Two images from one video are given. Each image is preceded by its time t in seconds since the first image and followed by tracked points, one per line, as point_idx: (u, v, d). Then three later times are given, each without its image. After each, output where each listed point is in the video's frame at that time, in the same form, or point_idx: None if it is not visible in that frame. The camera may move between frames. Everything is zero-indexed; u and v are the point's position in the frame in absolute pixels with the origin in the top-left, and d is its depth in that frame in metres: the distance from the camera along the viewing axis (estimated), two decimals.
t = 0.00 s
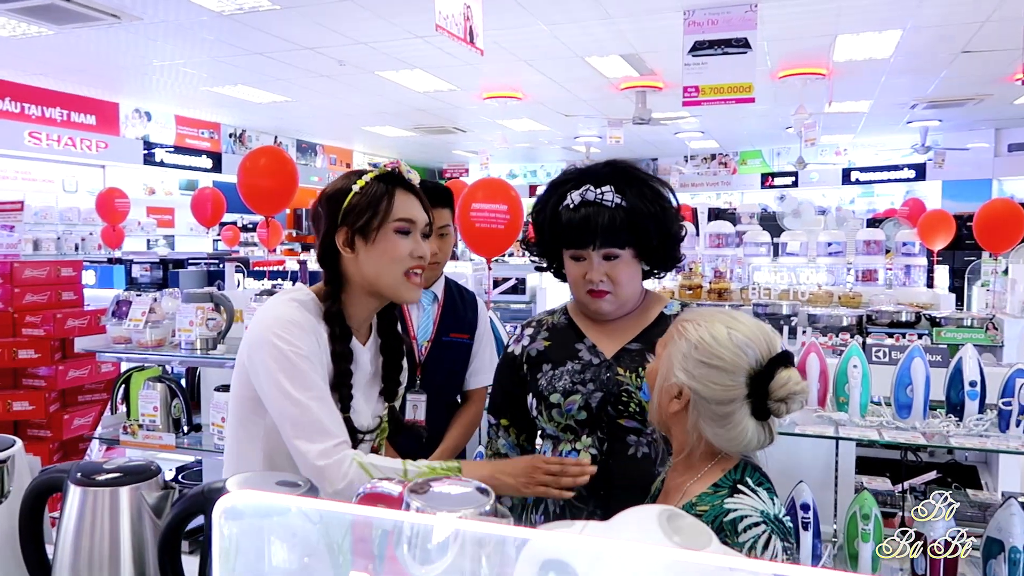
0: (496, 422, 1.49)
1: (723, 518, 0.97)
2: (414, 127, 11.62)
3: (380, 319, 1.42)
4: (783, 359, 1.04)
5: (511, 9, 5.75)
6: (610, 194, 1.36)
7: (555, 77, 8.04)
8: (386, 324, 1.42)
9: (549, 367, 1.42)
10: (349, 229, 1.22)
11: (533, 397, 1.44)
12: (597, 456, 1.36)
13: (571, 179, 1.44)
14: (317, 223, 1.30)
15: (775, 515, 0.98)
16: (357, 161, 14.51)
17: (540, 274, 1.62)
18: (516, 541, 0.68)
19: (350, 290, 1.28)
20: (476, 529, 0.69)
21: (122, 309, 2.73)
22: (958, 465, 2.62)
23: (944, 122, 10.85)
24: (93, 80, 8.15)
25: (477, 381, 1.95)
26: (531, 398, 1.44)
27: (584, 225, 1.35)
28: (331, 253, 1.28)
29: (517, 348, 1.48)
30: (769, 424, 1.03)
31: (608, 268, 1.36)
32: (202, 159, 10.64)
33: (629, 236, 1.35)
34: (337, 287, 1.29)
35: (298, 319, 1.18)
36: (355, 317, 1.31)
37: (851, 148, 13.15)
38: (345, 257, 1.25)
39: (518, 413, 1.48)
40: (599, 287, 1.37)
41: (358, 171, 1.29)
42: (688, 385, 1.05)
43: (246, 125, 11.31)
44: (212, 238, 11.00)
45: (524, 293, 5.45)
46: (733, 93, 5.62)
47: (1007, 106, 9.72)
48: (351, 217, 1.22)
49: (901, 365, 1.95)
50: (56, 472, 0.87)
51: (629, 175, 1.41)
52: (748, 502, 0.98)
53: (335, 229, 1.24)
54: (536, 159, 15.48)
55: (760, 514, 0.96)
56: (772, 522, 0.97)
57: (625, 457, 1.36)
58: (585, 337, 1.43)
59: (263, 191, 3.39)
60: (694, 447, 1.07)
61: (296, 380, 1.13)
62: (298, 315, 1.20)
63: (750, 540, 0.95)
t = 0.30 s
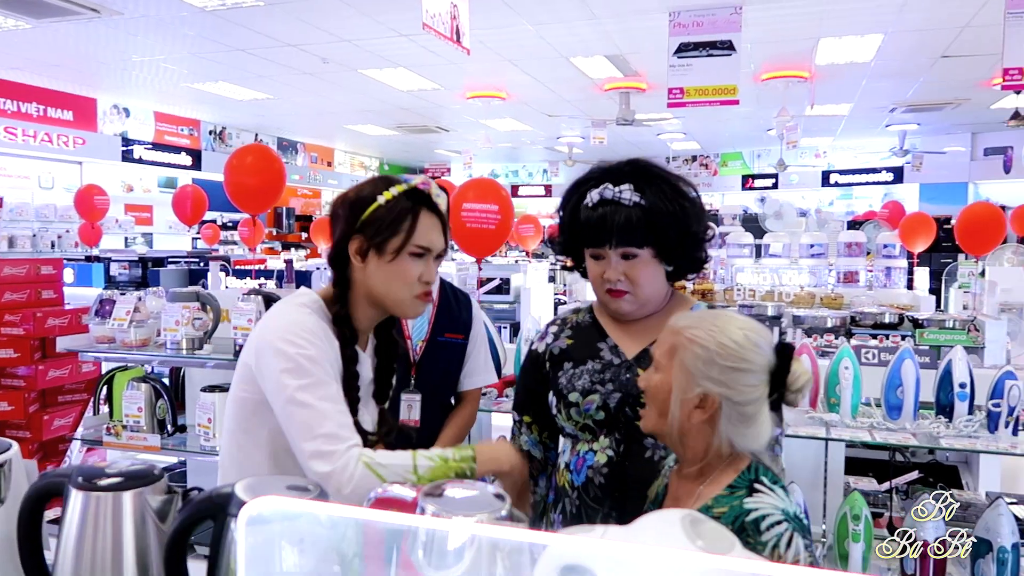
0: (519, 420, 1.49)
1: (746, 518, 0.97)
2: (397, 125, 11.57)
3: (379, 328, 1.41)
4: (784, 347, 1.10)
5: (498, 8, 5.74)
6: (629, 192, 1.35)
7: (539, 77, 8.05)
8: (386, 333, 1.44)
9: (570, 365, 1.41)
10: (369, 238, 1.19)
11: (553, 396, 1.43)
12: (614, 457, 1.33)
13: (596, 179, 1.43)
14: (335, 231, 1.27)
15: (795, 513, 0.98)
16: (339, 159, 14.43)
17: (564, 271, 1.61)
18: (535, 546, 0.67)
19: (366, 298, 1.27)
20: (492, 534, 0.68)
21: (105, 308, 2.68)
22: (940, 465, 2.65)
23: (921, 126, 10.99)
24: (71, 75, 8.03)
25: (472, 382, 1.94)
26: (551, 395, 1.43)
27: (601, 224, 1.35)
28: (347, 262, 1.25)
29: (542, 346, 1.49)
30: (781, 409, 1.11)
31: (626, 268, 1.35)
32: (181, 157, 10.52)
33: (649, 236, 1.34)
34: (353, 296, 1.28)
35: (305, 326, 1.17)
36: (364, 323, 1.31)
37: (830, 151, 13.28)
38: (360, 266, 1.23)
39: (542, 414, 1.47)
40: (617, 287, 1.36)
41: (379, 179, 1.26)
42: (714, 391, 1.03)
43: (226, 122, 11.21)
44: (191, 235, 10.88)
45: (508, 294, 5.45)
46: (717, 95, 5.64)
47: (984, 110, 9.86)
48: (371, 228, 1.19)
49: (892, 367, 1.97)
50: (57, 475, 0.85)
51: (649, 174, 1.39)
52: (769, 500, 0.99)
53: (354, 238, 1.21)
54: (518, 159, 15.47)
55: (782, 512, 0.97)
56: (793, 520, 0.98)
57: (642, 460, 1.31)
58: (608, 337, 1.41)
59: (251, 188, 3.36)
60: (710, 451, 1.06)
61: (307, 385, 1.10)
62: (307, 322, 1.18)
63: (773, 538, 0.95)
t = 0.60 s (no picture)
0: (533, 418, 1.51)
1: (762, 510, 1.00)
2: (375, 125, 11.53)
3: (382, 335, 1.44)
4: (781, 352, 1.14)
5: (479, 9, 5.75)
6: (642, 193, 1.36)
7: (519, 78, 8.06)
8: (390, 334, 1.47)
9: (582, 365, 1.43)
10: (390, 252, 1.18)
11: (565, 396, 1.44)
12: (623, 458, 1.34)
13: (611, 180, 1.44)
14: (358, 235, 1.26)
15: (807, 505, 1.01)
16: (316, 159, 14.33)
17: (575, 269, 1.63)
18: (553, 544, 0.68)
19: (374, 307, 1.26)
20: (510, 531, 0.69)
21: (87, 311, 2.65)
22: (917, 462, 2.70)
23: (894, 128, 11.17)
24: (43, 72, 7.90)
25: (465, 384, 1.94)
26: (564, 395, 1.45)
27: (612, 225, 1.37)
28: (362, 265, 1.25)
29: (555, 345, 1.50)
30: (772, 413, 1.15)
31: (637, 269, 1.37)
32: (156, 155, 10.38)
33: (660, 238, 1.35)
34: (363, 302, 1.28)
35: (305, 325, 1.19)
36: (369, 327, 1.32)
37: (805, 153, 13.44)
38: (373, 273, 1.23)
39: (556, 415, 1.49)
40: (628, 288, 1.38)
41: (415, 194, 1.24)
42: (718, 391, 1.05)
43: (202, 120, 11.08)
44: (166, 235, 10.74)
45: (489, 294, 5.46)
46: (697, 97, 5.69)
47: (954, 114, 10.06)
48: (397, 243, 1.18)
49: (877, 366, 2.00)
50: (65, 480, 0.85)
51: (664, 176, 1.40)
52: (781, 492, 1.02)
53: (376, 247, 1.21)
54: (496, 160, 15.46)
55: (793, 505, 1.00)
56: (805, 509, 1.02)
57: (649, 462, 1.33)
58: (620, 337, 1.43)
59: (234, 188, 3.34)
60: (711, 449, 1.08)
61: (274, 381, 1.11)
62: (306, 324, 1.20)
63: (791, 526, 0.99)
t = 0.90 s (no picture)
0: (524, 418, 1.52)
1: (748, 505, 1.02)
2: (350, 126, 11.46)
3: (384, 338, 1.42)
4: (764, 347, 1.16)
5: (455, 9, 5.75)
6: (632, 193, 1.37)
7: (494, 78, 8.07)
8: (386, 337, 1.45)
9: (574, 365, 1.44)
10: (378, 248, 1.19)
11: (556, 396, 1.45)
12: (615, 458, 1.35)
13: (600, 181, 1.45)
14: (345, 238, 1.27)
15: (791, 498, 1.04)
16: (289, 160, 14.21)
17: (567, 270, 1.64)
18: (549, 540, 0.69)
19: (368, 310, 1.25)
20: (506, 527, 0.69)
21: (60, 314, 2.61)
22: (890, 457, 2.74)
23: (863, 128, 11.36)
24: (9, 71, 7.74)
25: (452, 386, 1.94)
26: (556, 396, 1.46)
27: (603, 225, 1.38)
28: (352, 267, 1.25)
29: (546, 345, 1.51)
30: (759, 406, 1.17)
31: (630, 268, 1.38)
32: (126, 157, 10.23)
33: (650, 237, 1.36)
34: (356, 306, 1.26)
35: (287, 348, 1.17)
36: (363, 334, 1.30)
37: (776, 153, 13.59)
38: (363, 275, 1.22)
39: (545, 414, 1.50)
40: (620, 288, 1.39)
41: (396, 192, 1.26)
42: (704, 388, 1.07)
43: (173, 121, 10.93)
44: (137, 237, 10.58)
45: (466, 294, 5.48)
46: (672, 97, 5.73)
47: (921, 114, 10.24)
48: (384, 239, 1.19)
49: (853, 362, 2.03)
50: (51, 487, 0.83)
51: (654, 175, 1.42)
52: (768, 487, 1.04)
53: (364, 246, 1.21)
54: (470, 160, 15.45)
55: (779, 500, 1.02)
56: (791, 501, 1.04)
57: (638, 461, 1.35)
58: (612, 337, 1.44)
59: (209, 189, 3.30)
60: (698, 446, 1.09)
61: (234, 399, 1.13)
62: (292, 333, 1.19)
63: (778, 520, 1.00)
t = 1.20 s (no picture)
0: (501, 417, 1.53)
1: (727, 503, 1.03)
2: (326, 126, 11.40)
3: (370, 336, 1.41)
4: (745, 347, 1.18)
5: (432, 10, 5.74)
6: (608, 193, 1.38)
7: (472, 79, 8.07)
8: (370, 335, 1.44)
9: (551, 364, 1.44)
10: (375, 249, 1.18)
11: (534, 394, 1.46)
12: (593, 455, 1.36)
13: (579, 180, 1.46)
14: (336, 239, 1.25)
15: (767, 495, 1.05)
16: (264, 160, 14.09)
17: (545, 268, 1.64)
18: (536, 536, 0.69)
19: (360, 311, 1.25)
20: (492, 525, 0.70)
21: (33, 317, 2.56)
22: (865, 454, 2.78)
23: (837, 129, 11.49)
24: None
25: (433, 386, 1.94)
26: (533, 394, 1.47)
27: (579, 225, 1.39)
28: (342, 265, 1.24)
29: (524, 344, 1.52)
30: (739, 406, 1.19)
31: (604, 268, 1.39)
32: (99, 157, 10.09)
33: (627, 236, 1.37)
34: (348, 307, 1.26)
35: (267, 349, 1.17)
36: (353, 333, 1.31)
37: (752, 153, 13.72)
38: (354, 274, 1.22)
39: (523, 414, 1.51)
40: (595, 288, 1.41)
41: (388, 191, 1.25)
42: (686, 387, 1.08)
43: (146, 120, 10.79)
44: (110, 238, 10.43)
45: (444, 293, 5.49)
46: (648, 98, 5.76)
47: (893, 115, 10.39)
48: (381, 239, 1.18)
49: (829, 359, 2.06)
50: (31, 490, 0.83)
51: (631, 175, 1.42)
52: (746, 484, 1.06)
53: (358, 246, 1.20)
54: (448, 160, 15.41)
55: (755, 497, 1.04)
56: (767, 499, 1.05)
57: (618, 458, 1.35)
58: (589, 336, 1.45)
59: (186, 192, 3.28)
60: (678, 444, 1.11)
61: (215, 400, 1.13)
62: (276, 335, 1.19)
63: (754, 519, 1.02)
